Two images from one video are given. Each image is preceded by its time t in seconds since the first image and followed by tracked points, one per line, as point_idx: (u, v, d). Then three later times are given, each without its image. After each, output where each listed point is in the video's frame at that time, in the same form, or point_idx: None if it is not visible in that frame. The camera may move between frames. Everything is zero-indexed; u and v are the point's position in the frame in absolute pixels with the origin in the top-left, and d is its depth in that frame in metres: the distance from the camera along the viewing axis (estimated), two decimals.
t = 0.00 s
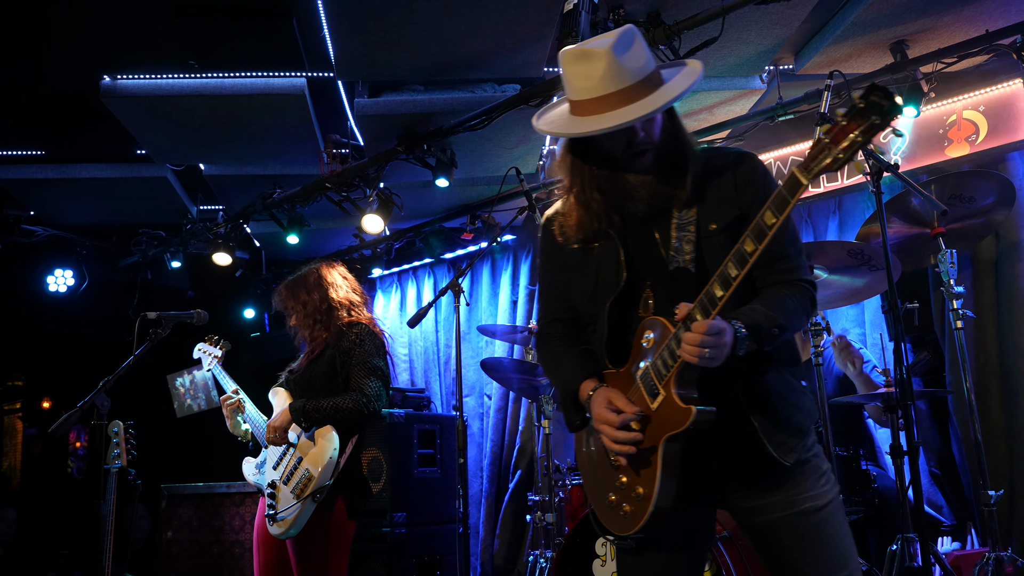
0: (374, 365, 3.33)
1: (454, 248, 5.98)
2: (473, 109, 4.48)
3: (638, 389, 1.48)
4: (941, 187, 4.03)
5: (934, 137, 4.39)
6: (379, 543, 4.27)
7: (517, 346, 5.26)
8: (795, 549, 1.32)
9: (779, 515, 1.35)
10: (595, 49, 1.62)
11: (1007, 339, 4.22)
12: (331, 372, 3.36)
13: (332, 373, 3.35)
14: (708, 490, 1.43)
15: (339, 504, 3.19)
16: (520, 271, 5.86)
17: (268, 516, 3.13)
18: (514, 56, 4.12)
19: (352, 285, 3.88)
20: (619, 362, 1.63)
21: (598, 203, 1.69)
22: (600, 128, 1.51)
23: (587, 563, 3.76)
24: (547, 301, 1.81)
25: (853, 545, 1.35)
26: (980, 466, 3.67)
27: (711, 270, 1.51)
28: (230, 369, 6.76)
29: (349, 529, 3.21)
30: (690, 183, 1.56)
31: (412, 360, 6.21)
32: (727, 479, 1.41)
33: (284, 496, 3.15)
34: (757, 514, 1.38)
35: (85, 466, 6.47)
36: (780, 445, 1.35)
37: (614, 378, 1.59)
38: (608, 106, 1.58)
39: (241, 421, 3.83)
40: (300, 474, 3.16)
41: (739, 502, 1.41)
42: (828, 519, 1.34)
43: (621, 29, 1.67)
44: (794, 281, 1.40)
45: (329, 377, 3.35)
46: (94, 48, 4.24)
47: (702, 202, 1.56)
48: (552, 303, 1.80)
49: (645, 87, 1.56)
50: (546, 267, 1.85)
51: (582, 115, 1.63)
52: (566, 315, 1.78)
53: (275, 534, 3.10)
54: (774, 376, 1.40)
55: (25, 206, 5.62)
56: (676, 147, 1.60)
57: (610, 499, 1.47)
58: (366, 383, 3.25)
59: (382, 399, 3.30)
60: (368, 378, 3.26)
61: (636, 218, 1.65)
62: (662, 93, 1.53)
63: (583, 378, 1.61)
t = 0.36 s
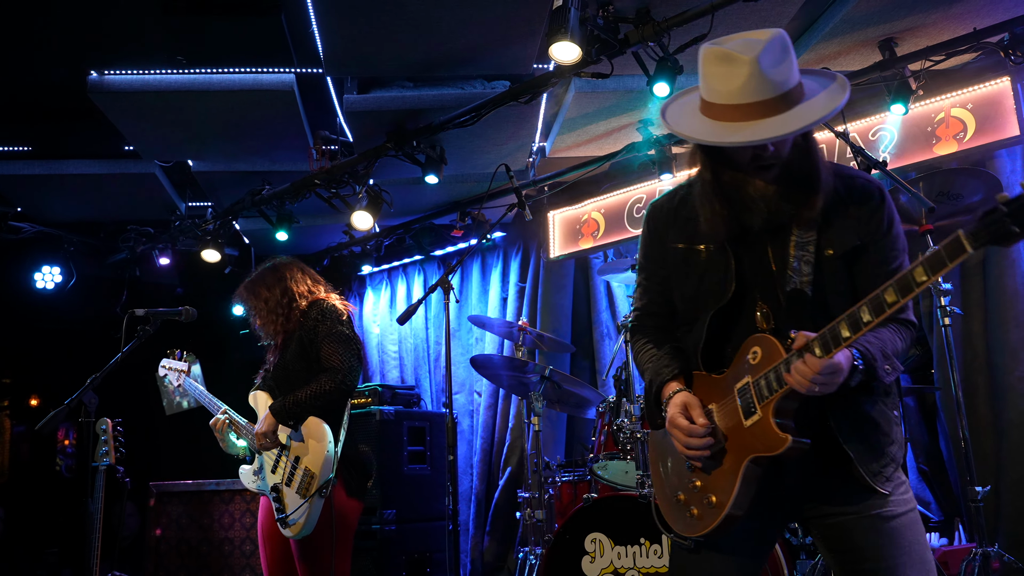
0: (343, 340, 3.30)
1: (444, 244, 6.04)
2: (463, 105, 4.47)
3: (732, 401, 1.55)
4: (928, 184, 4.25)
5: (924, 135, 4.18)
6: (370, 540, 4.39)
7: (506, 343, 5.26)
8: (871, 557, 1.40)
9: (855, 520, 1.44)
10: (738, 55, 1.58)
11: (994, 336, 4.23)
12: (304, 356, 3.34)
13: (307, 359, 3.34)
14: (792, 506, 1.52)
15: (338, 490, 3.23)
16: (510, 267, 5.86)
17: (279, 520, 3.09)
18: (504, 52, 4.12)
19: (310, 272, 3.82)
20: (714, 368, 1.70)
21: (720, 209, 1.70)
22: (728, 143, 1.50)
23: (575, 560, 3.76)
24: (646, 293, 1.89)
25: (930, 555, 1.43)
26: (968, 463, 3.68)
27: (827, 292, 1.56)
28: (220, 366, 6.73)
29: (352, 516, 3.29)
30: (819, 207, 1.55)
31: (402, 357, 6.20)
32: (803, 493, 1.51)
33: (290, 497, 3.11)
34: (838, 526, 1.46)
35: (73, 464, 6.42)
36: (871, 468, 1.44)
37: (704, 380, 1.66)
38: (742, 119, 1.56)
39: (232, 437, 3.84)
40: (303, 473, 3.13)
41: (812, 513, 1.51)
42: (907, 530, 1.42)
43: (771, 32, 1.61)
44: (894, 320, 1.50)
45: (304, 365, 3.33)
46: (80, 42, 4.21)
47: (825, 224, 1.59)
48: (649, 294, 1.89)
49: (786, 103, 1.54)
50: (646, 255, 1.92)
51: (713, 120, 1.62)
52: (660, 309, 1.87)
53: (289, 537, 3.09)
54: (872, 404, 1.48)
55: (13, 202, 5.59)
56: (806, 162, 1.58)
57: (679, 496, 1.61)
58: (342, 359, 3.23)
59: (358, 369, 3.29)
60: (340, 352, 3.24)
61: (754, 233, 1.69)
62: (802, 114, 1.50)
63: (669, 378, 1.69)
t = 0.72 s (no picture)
0: (327, 330, 3.25)
1: (442, 238, 5.99)
2: (461, 99, 4.46)
3: (764, 423, 1.57)
4: (928, 178, 4.01)
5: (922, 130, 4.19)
6: (366, 534, 4.36)
7: (504, 337, 5.26)
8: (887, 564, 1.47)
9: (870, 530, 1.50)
10: (844, 83, 1.52)
11: (993, 332, 4.22)
12: (292, 353, 3.31)
13: (298, 356, 3.31)
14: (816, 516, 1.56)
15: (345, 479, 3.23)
16: (508, 261, 5.85)
17: (290, 510, 3.08)
18: (503, 45, 4.11)
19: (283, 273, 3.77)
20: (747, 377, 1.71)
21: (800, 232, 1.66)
22: (816, 175, 1.49)
23: (572, 554, 3.76)
24: (699, 287, 1.89)
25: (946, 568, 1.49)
26: (966, 458, 3.68)
27: (884, 334, 1.59)
28: (218, 359, 6.73)
29: (360, 507, 3.27)
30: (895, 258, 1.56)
31: (400, 352, 6.19)
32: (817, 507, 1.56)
33: (298, 484, 3.09)
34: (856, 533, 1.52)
35: (71, 458, 6.41)
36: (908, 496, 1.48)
37: (742, 391, 1.68)
38: (835, 150, 1.53)
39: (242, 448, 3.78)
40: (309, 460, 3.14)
41: (825, 524, 1.57)
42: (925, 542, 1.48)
43: (887, 60, 1.54)
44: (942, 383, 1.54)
45: (295, 362, 3.32)
46: (77, 34, 4.20)
47: (898, 270, 1.59)
48: (703, 289, 1.88)
49: (885, 143, 1.50)
50: (706, 246, 1.91)
51: (806, 142, 1.59)
52: (709, 306, 1.87)
53: (301, 526, 3.07)
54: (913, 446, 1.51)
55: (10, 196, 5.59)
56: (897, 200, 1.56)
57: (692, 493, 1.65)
58: (331, 351, 3.20)
59: (347, 356, 3.25)
60: (325, 341, 3.20)
61: (826, 261, 1.68)
62: (898, 159, 1.47)
63: (697, 389, 1.70)
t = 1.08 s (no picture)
0: (297, 341, 3.14)
1: (435, 235, 6.00)
2: (453, 95, 4.45)
3: (753, 465, 1.62)
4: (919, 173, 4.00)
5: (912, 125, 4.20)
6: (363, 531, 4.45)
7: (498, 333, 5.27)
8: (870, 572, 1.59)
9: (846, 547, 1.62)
10: (939, 173, 1.39)
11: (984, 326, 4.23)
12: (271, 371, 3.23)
13: (273, 370, 3.21)
14: (802, 531, 1.68)
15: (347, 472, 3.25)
16: (501, 258, 5.85)
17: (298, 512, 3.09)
18: (495, 42, 4.10)
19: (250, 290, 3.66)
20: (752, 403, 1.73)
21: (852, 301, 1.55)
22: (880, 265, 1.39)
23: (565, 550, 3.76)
24: (718, 296, 1.82)
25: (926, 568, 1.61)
26: (958, 452, 3.69)
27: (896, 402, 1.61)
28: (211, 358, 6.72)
29: (365, 502, 3.28)
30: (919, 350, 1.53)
31: (393, 349, 6.19)
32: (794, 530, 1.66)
33: (304, 485, 3.11)
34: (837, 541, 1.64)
35: (64, 458, 6.38)
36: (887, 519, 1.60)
37: (745, 420, 1.69)
38: (905, 239, 1.43)
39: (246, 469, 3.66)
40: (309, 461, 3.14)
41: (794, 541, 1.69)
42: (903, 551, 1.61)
43: (991, 158, 1.40)
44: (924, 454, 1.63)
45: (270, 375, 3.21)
46: (66, 30, 4.17)
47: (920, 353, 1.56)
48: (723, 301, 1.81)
49: (965, 252, 1.40)
50: (733, 253, 1.82)
51: (877, 219, 1.48)
52: (726, 317, 1.82)
53: (310, 526, 3.08)
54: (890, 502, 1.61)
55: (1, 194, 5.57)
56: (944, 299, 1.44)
57: (670, 494, 1.75)
58: (303, 365, 3.10)
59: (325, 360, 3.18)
60: (303, 352, 3.12)
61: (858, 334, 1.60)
62: (966, 268, 1.38)
63: (701, 407, 1.71)
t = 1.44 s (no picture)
0: (304, 334, 3.14)
1: (435, 230, 6.01)
2: (452, 90, 4.45)
3: (781, 453, 1.55)
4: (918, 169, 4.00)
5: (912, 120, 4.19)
6: (360, 526, 4.44)
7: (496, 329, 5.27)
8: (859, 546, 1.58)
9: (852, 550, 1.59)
10: (903, 147, 1.43)
11: (982, 323, 4.23)
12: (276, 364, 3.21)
13: (277, 360, 3.20)
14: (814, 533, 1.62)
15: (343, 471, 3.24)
16: (499, 254, 5.85)
17: (284, 501, 3.06)
18: (494, 36, 4.09)
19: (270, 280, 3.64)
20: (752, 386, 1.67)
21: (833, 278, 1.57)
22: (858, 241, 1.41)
23: (563, 544, 3.76)
24: (705, 289, 1.76)
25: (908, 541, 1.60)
26: (955, 448, 3.70)
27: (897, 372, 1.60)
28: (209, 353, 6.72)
29: (358, 498, 3.28)
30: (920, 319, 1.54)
31: (392, 344, 6.20)
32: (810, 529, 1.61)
33: (293, 474, 3.09)
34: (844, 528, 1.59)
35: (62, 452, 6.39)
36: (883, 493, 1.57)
37: (757, 406, 1.62)
38: (876, 213, 1.46)
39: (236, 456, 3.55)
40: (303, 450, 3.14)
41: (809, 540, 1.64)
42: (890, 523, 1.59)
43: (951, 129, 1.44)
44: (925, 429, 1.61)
45: (273, 364, 3.22)
46: (63, 24, 4.15)
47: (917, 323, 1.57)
48: (711, 292, 1.75)
49: (933, 222, 1.44)
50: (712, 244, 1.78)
51: (847, 196, 1.51)
52: (713, 308, 1.77)
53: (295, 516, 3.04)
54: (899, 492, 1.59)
55: None
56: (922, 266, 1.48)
57: (688, 493, 1.66)
58: (305, 363, 3.08)
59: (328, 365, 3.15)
60: (309, 351, 3.09)
61: (848, 309, 1.58)
62: (936, 236, 1.42)
63: (710, 400, 1.63)
